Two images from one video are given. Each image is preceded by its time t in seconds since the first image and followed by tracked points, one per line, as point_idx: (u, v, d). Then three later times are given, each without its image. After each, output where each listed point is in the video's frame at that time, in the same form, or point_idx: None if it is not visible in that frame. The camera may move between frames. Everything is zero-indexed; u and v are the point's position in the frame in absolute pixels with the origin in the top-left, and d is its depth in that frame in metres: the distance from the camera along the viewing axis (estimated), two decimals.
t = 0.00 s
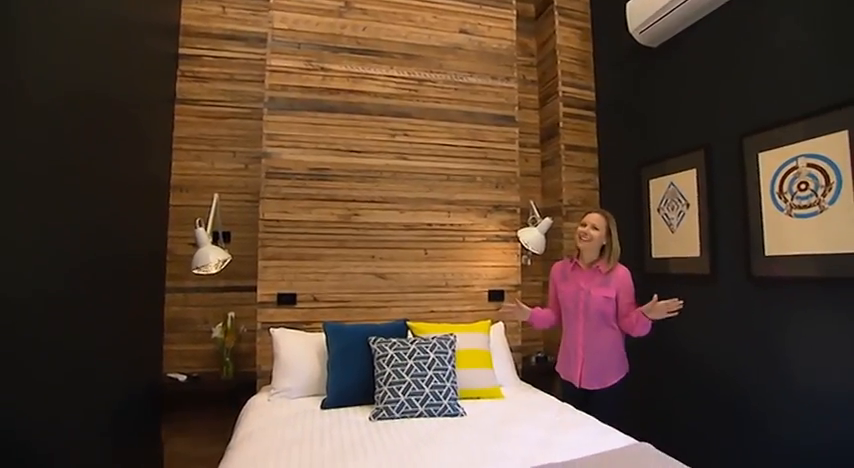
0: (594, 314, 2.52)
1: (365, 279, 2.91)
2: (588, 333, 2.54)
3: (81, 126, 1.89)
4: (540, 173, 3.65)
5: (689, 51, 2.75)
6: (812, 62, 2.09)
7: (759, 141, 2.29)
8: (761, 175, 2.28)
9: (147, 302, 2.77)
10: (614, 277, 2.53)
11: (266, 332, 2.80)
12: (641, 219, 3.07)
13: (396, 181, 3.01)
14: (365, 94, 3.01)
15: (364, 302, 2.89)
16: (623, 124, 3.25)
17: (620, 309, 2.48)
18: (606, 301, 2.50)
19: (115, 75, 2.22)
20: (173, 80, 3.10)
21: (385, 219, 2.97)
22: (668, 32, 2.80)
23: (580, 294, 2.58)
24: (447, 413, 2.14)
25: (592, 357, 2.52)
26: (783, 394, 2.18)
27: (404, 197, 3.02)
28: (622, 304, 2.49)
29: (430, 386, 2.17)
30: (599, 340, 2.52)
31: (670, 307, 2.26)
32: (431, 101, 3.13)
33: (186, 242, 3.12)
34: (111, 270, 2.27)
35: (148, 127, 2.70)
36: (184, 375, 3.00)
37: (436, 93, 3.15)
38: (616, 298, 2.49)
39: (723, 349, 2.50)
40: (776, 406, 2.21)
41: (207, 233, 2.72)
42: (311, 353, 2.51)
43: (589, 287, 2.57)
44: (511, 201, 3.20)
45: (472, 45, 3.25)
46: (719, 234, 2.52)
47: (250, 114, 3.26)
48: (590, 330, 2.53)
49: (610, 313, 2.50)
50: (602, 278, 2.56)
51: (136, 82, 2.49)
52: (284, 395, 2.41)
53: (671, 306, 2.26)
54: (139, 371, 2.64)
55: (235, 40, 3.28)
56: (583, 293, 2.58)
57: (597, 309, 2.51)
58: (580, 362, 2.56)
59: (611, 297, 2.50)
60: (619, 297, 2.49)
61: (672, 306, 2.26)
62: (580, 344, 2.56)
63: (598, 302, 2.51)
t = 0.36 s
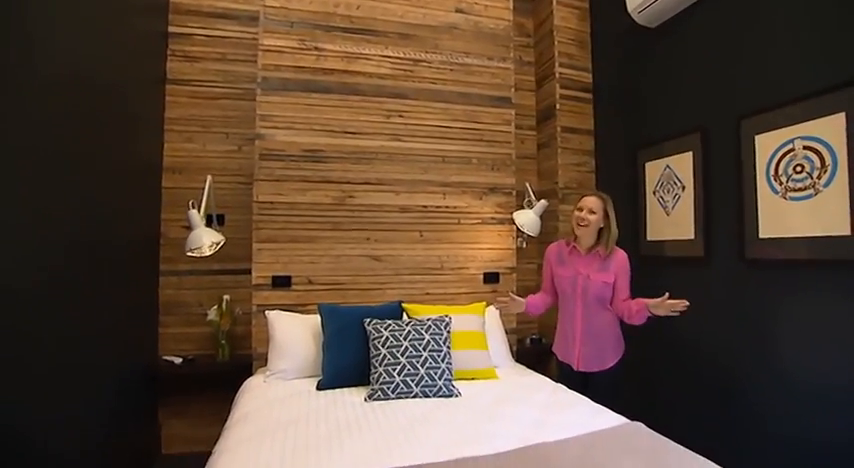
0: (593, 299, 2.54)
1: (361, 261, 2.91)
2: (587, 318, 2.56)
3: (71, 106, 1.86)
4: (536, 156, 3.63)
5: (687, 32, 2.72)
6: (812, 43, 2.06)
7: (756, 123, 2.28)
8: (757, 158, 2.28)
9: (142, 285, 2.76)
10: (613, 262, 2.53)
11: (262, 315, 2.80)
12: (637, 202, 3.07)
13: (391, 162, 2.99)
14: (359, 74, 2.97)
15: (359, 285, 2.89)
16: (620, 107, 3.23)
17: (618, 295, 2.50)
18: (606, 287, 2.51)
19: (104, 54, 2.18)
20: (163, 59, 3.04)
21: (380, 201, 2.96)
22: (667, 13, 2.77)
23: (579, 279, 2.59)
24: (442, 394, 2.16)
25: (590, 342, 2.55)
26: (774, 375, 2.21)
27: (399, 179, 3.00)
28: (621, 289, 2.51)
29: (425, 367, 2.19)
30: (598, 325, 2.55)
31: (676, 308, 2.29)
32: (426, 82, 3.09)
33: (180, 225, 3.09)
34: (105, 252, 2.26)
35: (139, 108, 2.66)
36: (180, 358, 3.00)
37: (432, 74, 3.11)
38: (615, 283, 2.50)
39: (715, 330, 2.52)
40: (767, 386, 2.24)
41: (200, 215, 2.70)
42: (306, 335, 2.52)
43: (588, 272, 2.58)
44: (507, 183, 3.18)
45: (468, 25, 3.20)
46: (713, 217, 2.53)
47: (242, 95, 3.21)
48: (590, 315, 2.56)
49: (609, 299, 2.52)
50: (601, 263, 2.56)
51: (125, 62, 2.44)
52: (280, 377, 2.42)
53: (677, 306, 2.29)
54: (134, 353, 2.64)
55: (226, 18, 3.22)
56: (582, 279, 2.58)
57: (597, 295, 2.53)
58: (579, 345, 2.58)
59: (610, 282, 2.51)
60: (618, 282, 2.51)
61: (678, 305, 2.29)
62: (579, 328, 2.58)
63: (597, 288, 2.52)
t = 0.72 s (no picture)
0: (587, 284, 2.56)
1: (353, 246, 2.90)
2: (581, 304, 2.57)
3: (56, 85, 1.82)
4: (530, 141, 3.61)
5: (682, 15, 2.70)
6: (807, 27, 2.05)
7: (749, 108, 2.28)
8: (750, 143, 2.28)
9: (132, 270, 2.74)
10: (605, 247, 2.56)
11: (254, 299, 2.79)
12: (629, 187, 3.07)
13: (384, 146, 2.97)
14: (351, 56, 2.93)
15: (352, 269, 2.89)
16: (614, 90, 3.21)
17: (611, 279, 2.53)
18: (599, 272, 2.53)
19: (89, 33, 2.13)
20: (150, 40, 2.97)
21: (373, 186, 2.94)
22: None
23: (572, 265, 2.59)
24: (434, 377, 2.17)
25: (585, 326, 2.57)
26: (762, 357, 2.25)
27: (392, 164, 2.98)
28: (612, 274, 2.53)
29: (417, 351, 2.19)
30: (592, 310, 2.57)
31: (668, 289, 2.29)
32: (419, 65, 3.06)
33: (170, 210, 3.06)
34: (94, 236, 2.23)
35: (127, 90, 2.61)
36: (172, 343, 2.99)
37: (425, 57, 3.07)
38: (607, 267, 2.53)
39: (705, 314, 2.55)
40: (755, 367, 2.28)
41: (191, 199, 2.67)
42: (299, 319, 2.51)
43: (581, 258, 2.58)
44: (500, 167, 3.17)
45: (462, 7, 3.16)
46: (705, 202, 2.53)
47: (232, 77, 3.16)
48: (583, 300, 2.57)
49: (603, 284, 2.54)
50: (593, 248, 2.58)
51: (112, 42, 2.39)
52: (273, 361, 2.42)
53: (669, 287, 2.28)
54: (126, 339, 2.63)
55: None
56: (575, 265, 2.59)
57: (591, 281, 2.54)
58: (572, 331, 2.59)
59: (602, 268, 2.53)
60: (610, 267, 2.53)
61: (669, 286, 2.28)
62: (573, 314, 2.59)
63: (591, 273, 2.54)
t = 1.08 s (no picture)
0: (581, 269, 2.57)
1: (346, 231, 2.88)
2: (575, 288, 2.59)
3: (32, 65, 1.77)
4: (524, 126, 3.59)
5: None
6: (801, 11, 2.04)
7: (743, 93, 2.27)
8: (743, 128, 2.28)
9: (122, 256, 2.71)
10: (598, 231, 2.57)
11: (246, 285, 2.78)
12: (623, 172, 3.07)
13: (376, 130, 2.94)
14: (343, 39, 2.88)
15: (345, 254, 2.88)
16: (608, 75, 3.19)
17: (605, 263, 2.55)
18: (592, 256, 2.55)
19: (71, 13, 2.07)
20: (136, 21, 2.90)
21: (366, 170, 2.92)
22: None
23: (566, 250, 2.60)
24: (427, 361, 2.18)
25: (578, 310, 2.58)
26: (751, 341, 2.27)
27: (385, 148, 2.95)
28: (606, 258, 2.55)
29: (410, 335, 2.20)
30: (585, 294, 2.58)
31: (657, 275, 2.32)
32: (412, 48, 3.02)
33: (160, 195, 3.03)
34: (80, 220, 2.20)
35: (112, 72, 2.56)
36: (165, 329, 2.98)
37: (418, 40, 3.03)
38: (601, 252, 2.55)
39: (696, 298, 2.57)
40: (744, 351, 2.31)
41: (181, 184, 2.64)
42: (292, 304, 2.51)
43: (575, 243, 2.59)
44: (493, 152, 3.16)
45: None
46: (698, 187, 2.54)
47: (222, 59, 3.10)
48: (577, 285, 2.59)
49: (596, 268, 2.56)
50: (587, 233, 2.59)
51: (95, 23, 2.34)
52: (266, 346, 2.42)
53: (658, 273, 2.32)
54: (116, 325, 2.61)
55: None
56: (569, 249, 2.60)
57: (584, 265, 2.56)
58: (566, 315, 2.60)
59: (596, 252, 2.55)
60: (603, 251, 2.55)
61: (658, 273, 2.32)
62: (566, 298, 2.60)
63: (585, 258, 2.55)
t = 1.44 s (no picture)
0: (575, 254, 2.58)
1: (339, 218, 2.87)
2: (569, 274, 2.59)
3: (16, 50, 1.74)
4: (518, 112, 3.57)
5: None
6: None
7: (738, 79, 2.26)
8: (737, 114, 2.28)
9: (113, 244, 2.69)
10: (592, 217, 2.58)
11: (239, 272, 2.77)
12: (617, 159, 3.06)
13: (369, 117, 2.91)
14: (336, 23, 2.84)
15: (338, 242, 2.87)
16: (603, 61, 3.17)
17: (599, 249, 2.57)
18: (587, 242, 2.56)
19: None
20: (121, 3, 2.83)
21: (359, 157, 2.90)
22: None
23: (561, 236, 2.60)
24: (421, 347, 2.19)
25: (572, 296, 2.59)
26: (742, 326, 2.30)
27: (378, 134, 2.93)
28: (599, 244, 2.57)
29: (403, 321, 2.20)
30: (579, 279, 2.59)
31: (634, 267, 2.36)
32: (406, 33, 2.98)
33: (151, 182, 2.99)
34: (70, 208, 2.17)
35: (100, 58, 2.51)
36: (157, 317, 2.97)
37: (411, 24, 2.99)
38: (595, 237, 2.57)
39: (688, 284, 2.59)
40: (735, 336, 2.33)
41: (171, 170, 2.61)
42: (285, 291, 2.50)
43: (569, 229, 2.60)
44: (487, 138, 3.15)
45: None
46: (691, 174, 2.55)
47: (212, 44, 3.05)
48: (571, 271, 2.60)
49: (590, 254, 2.58)
50: (581, 219, 2.59)
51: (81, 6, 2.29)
52: (259, 333, 2.42)
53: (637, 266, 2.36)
54: (108, 313, 2.60)
55: None
56: (563, 235, 2.60)
57: (579, 251, 2.57)
58: (560, 302, 2.61)
59: (590, 238, 2.56)
60: (597, 237, 2.56)
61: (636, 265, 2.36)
62: (560, 284, 2.60)
63: (579, 243, 2.56)
